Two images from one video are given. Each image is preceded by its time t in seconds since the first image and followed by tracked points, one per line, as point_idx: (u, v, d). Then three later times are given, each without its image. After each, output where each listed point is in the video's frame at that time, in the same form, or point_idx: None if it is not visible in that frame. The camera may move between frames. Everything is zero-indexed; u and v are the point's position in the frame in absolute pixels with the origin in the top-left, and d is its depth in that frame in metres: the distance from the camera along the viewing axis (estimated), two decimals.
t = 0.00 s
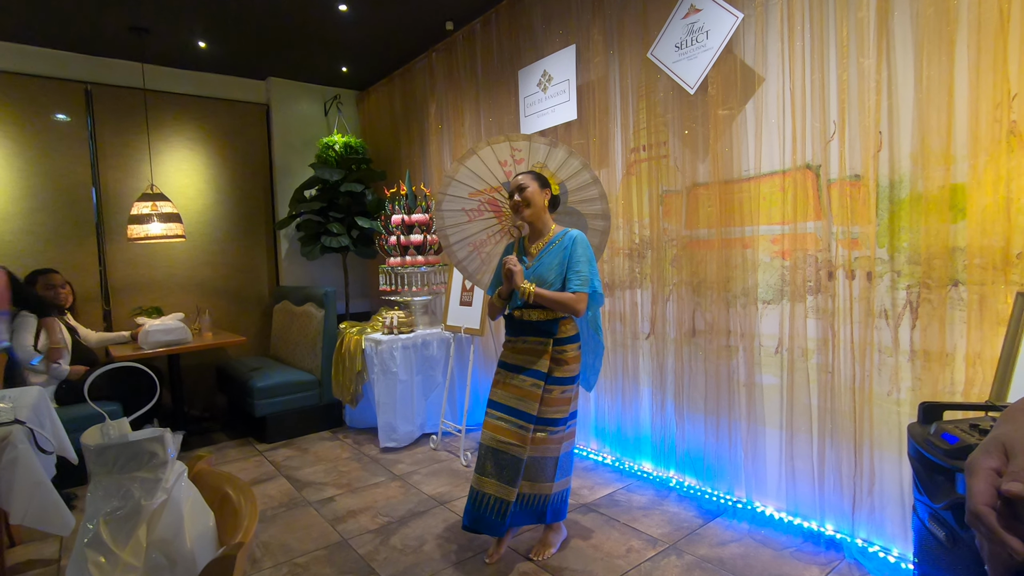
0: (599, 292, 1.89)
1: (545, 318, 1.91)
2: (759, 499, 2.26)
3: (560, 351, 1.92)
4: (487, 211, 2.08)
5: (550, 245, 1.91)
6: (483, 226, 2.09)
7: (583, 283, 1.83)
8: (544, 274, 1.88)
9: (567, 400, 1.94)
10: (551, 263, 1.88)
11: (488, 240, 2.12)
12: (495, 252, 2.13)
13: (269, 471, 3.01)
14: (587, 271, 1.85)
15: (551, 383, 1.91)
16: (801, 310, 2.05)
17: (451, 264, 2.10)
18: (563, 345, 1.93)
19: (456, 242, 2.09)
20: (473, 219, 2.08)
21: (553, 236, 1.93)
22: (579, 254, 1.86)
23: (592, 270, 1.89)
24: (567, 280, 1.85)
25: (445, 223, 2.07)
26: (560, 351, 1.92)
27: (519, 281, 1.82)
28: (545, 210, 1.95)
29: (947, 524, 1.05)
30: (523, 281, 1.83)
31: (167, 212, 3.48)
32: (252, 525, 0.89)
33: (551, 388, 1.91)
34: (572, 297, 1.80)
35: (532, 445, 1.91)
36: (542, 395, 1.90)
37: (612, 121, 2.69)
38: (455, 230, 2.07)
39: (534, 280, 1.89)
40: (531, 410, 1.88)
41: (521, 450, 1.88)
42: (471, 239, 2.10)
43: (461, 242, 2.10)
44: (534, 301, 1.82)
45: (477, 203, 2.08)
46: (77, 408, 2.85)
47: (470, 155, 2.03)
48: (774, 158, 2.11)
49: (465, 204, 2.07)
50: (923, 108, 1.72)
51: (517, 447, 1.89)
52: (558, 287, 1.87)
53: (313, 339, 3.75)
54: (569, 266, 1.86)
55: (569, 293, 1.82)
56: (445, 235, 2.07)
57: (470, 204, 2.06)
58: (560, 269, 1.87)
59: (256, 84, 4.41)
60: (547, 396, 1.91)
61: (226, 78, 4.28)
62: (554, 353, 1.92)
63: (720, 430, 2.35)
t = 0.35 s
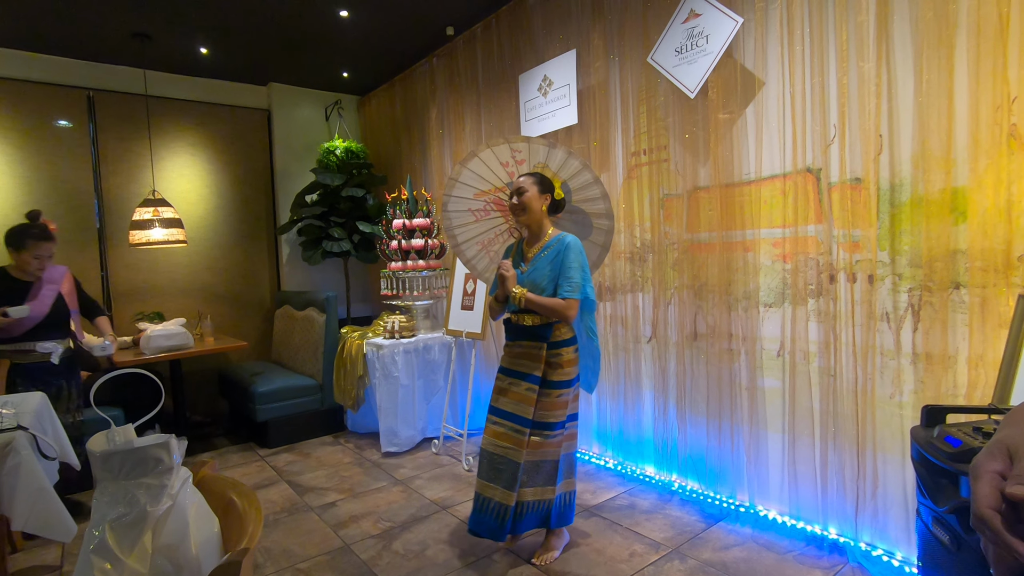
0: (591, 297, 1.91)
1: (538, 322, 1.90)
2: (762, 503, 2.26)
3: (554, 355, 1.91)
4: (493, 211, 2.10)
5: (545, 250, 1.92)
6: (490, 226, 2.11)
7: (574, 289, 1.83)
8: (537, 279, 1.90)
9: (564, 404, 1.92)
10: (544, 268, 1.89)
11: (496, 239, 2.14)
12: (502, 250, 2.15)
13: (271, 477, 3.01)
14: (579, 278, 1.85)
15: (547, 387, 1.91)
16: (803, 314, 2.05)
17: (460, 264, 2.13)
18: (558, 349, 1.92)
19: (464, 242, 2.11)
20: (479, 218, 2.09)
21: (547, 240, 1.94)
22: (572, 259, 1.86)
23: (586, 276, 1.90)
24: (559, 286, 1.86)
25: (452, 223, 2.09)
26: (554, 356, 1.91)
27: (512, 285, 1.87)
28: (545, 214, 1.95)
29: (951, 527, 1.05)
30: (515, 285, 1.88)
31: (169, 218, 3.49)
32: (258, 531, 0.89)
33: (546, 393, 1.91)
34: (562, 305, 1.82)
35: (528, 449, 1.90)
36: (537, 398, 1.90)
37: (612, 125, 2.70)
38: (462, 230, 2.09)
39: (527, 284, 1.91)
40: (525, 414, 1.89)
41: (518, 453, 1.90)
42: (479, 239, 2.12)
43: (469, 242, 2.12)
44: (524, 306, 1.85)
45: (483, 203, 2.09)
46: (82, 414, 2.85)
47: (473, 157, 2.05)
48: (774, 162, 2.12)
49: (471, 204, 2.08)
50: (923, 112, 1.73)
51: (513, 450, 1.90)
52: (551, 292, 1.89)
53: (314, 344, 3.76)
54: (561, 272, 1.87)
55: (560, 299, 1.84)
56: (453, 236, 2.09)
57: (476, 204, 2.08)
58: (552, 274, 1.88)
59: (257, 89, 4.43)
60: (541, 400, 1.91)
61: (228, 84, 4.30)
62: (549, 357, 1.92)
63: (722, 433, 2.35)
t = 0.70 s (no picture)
0: (571, 312, 1.89)
1: (520, 335, 1.91)
2: (761, 504, 2.26)
3: (535, 366, 1.90)
4: (496, 214, 2.15)
5: (528, 264, 1.91)
6: (494, 227, 2.17)
7: (553, 306, 1.81)
8: (520, 292, 1.90)
9: (544, 416, 1.92)
10: (526, 283, 1.89)
11: (501, 240, 2.20)
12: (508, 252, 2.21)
13: (269, 480, 3.00)
14: (559, 294, 1.83)
15: (525, 398, 1.91)
16: (800, 315, 2.05)
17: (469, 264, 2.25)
18: (539, 361, 1.91)
19: (471, 242, 2.22)
20: (483, 220, 2.17)
21: (532, 253, 1.93)
22: (553, 275, 1.84)
23: (568, 292, 1.88)
24: (538, 302, 1.85)
25: (458, 225, 2.20)
26: (535, 367, 1.90)
27: (495, 298, 1.91)
28: (535, 226, 1.95)
29: (949, 527, 1.06)
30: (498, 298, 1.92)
31: (166, 220, 3.48)
32: (257, 535, 0.90)
33: (524, 403, 1.91)
34: (539, 321, 1.81)
35: (512, 462, 1.92)
36: (516, 409, 1.92)
37: (610, 127, 2.70)
38: (468, 231, 2.19)
39: (510, 297, 1.92)
40: (506, 426, 1.93)
41: (504, 463, 1.94)
42: (485, 240, 2.20)
43: (477, 241, 2.23)
44: (504, 317, 1.88)
45: (486, 206, 2.16)
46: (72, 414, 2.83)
47: (474, 163, 2.13)
48: (772, 163, 2.12)
49: (475, 207, 2.17)
50: (919, 114, 1.74)
51: (501, 462, 1.95)
52: (532, 307, 1.88)
53: (312, 346, 3.75)
54: (542, 287, 1.85)
55: (538, 315, 1.82)
56: (460, 237, 2.21)
57: (479, 207, 2.15)
58: (533, 289, 1.87)
59: (255, 92, 4.43)
60: (521, 409, 1.91)
61: (225, 86, 4.30)
62: (529, 368, 1.91)
63: (720, 435, 2.35)
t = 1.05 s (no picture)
0: (549, 329, 1.88)
1: (503, 342, 1.92)
2: (754, 504, 2.27)
3: (517, 372, 1.92)
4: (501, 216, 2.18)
5: (515, 276, 1.91)
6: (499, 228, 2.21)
7: (533, 320, 1.82)
8: (505, 303, 1.90)
9: (520, 418, 1.92)
10: (511, 295, 1.89)
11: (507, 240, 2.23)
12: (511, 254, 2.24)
13: (261, 480, 2.98)
14: (540, 308, 1.83)
15: (502, 399, 1.93)
16: (794, 315, 2.06)
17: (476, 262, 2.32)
18: (521, 368, 1.92)
19: (476, 241, 2.27)
20: (487, 222, 2.21)
21: (521, 264, 1.93)
22: (536, 289, 1.84)
23: (549, 306, 1.87)
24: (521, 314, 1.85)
25: (464, 225, 2.25)
26: (517, 373, 1.92)
27: (483, 307, 1.90)
28: (529, 237, 1.94)
29: (941, 526, 1.06)
30: (485, 307, 1.91)
31: (159, 219, 3.46)
32: (247, 531, 0.92)
33: (501, 403, 1.93)
34: (519, 333, 1.81)
35: (476, 457, 1.94)
36: (487, 409, 1.94)
37: (605, 127, 2.70)
38: (473, 232, 2.24)
39: (496, 307, 1.93)
40: (476, 425, 1.95)
41: (471, 461, 1.94)
42: (490, 240, 2.25)
43: (483, 240, 2.28)
44: (488, 327, 1.88)
45: (490, 208, 2.19)
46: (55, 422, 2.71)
47: (476, 166, 2.13)
48: (766, 163, 2.13)
49: (479, 209, 2.21)
50: (912, 115, 1.74)
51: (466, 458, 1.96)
52: (515, 318, 1.88)
53: (306, 346, 3.73)
54: (525, 300, 1.85)
55: (518, 327, 1.83)
56: (466, 236, 2.26)
57: (483, 209, 2.19)
58: (517, 301, 1.88)
59: (249, 90, 4.40)
60: (496, 410, 1.93)
61: (219, 84, 4.27)
62: (510, 373, 1.93)
63: (714, 434, 2.36)
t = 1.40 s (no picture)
0: (543, 312, 1.86)
1: (494, 323, 1.92)
2: (748, 503, 2.28)
3: (507, 353, 1.91)
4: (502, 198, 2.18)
5: (511, 258, 1.91)
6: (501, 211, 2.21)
7: (526, 302, 1.81)
8: (499, 285, 1.92)
9: (507, 397, 1.90)
10: (505, 275, 1.90)
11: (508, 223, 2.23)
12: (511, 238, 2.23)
13: (255, 480, 2.97)
14: (533, 291, 1.82)
15: (490, 376, 1.92)
16: (787, 314, 2.07)
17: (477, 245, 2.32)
18: (511, 348, 1.91)
19: (477, 223, 2.28)
20: (488, 204, 2.21)
21: (518, 247, 1.93)
22: (530, 271, 1.83)
23: (543, 289, 1.85)
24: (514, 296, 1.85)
25: (466, 207, 2.24)
26: (507, 353, 1.91)
27: (476, 288, 1.93)
28: (526, 221, 1.94)
29: (934, 525, 1.06)
30: (479, 288, 1.94)
31: (151, 218, 3.43)
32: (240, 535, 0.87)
33: (488, 381, 1.92)
34: (511, 314, 1.80)
35: (459, 431, 1.93)
36: (475, 387, 1.93)
37: (600, 127, 2.70)
38: (475, 215, 2.25)
39: (491, 288, 1.94)
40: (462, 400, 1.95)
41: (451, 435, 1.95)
42: (491, 224, 2.25)
43: (484, 223, 2.29)
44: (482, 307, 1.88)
45: (491, 190, 2.18)
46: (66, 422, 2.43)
47: (479, 147, 2.12)
48: (760, 163, 2.13)
49: (481, 191, 2.19)
50: (905, 115, 1.75)
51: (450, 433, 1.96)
52: (509, 300, 1.89)
53: (300, 346, 3.71)
54: (519, 282, 1.85)
55: (511, 308, 1.82)
56: (468, 218, 2.27)
57: (485, 191, 2.18)
58: (511, 283, 1.89)
59: (242, 88, 4.38)
60: (483, 387, 1.92)
61: (212, 82, 4.24)
62: (499, 355, 1.93)
63: (708, 434, 2.37)
